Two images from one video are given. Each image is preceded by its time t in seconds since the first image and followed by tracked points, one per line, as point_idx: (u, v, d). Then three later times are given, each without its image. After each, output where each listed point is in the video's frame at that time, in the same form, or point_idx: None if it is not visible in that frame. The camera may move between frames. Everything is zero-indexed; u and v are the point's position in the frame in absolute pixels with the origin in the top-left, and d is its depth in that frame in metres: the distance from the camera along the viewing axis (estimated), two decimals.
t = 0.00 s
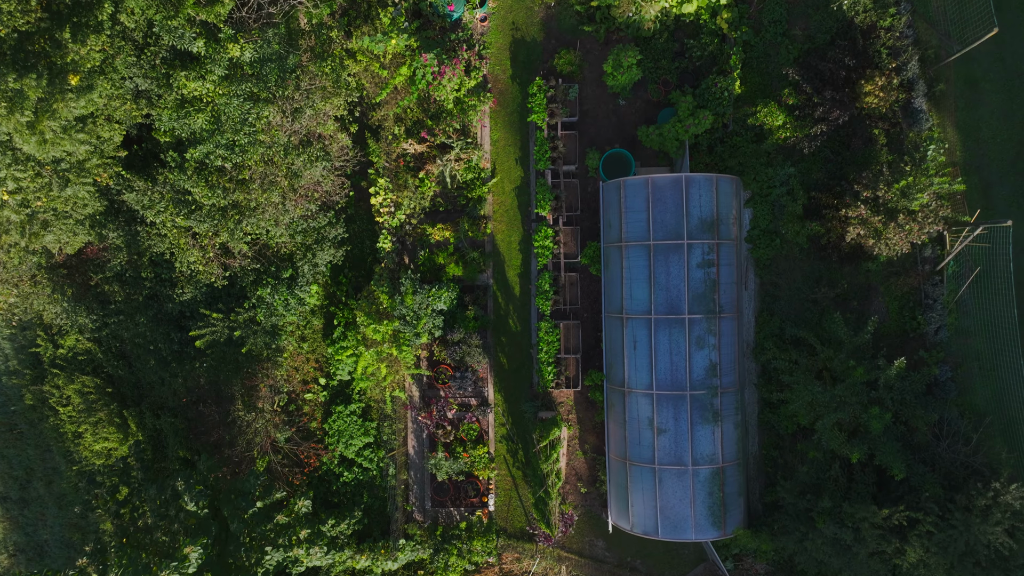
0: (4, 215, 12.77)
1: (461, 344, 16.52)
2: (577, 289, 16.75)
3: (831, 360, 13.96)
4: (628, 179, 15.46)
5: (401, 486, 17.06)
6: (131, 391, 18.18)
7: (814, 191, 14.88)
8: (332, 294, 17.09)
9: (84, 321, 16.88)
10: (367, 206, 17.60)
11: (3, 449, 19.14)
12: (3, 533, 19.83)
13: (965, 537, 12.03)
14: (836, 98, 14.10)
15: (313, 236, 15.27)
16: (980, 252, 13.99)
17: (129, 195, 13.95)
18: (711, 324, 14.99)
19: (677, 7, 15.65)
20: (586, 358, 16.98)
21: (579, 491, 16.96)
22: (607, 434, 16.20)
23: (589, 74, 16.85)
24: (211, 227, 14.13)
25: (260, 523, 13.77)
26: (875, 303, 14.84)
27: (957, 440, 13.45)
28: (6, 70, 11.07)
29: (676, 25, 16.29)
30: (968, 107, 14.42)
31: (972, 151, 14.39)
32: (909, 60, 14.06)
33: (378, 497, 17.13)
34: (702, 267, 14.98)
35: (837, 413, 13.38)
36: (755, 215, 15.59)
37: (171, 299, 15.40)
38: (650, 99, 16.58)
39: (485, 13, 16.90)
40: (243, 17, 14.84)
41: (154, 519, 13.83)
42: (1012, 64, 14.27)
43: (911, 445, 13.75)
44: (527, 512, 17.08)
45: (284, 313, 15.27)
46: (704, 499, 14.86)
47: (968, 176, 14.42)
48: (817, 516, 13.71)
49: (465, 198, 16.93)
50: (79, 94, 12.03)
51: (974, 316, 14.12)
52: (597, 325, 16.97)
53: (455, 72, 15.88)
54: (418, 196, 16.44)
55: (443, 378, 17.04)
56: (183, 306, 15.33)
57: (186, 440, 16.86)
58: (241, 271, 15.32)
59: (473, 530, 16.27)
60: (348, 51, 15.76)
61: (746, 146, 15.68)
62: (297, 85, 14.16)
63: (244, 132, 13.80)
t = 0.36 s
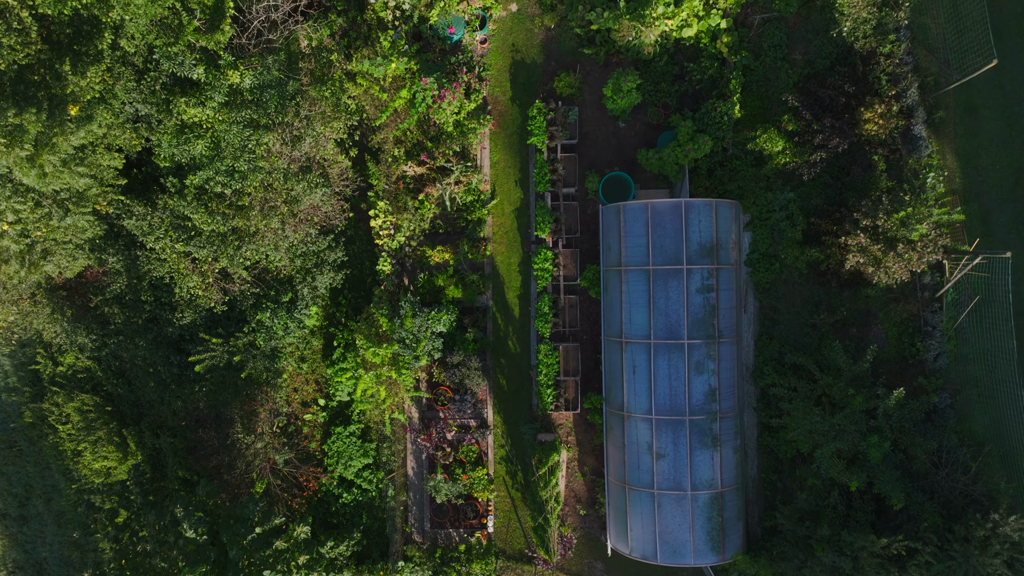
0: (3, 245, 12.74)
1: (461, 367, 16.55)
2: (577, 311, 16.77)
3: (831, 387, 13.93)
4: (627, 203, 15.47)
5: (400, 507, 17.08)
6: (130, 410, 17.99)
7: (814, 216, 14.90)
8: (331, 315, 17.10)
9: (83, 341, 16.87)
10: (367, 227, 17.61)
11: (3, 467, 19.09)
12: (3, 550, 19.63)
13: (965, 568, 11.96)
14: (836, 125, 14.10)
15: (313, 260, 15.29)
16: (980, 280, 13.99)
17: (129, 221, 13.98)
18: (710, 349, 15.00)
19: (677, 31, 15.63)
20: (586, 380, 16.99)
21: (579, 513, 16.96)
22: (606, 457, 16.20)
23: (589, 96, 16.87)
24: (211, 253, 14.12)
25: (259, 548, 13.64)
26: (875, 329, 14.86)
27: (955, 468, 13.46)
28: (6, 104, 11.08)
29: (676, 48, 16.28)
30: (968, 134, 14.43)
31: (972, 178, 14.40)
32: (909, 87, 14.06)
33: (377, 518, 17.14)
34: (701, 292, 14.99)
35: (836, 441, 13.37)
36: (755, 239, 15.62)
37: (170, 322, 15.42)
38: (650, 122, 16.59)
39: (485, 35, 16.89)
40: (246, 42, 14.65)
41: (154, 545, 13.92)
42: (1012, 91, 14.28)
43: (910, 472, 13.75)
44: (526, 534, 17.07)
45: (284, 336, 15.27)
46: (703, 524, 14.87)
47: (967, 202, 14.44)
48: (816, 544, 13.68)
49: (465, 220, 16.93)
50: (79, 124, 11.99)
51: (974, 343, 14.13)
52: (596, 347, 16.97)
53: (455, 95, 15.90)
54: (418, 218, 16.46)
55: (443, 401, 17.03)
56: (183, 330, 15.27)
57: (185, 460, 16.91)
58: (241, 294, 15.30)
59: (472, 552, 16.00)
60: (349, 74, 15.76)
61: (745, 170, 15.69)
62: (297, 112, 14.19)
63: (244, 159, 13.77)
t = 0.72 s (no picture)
0: (2, 276, 12.69)
1: (460, 390, 16.56)
2: (576, 334, 16.78)
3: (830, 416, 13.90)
4: (627, 228, 15.47)
5: (399, 529, 17.10)
6: (130, 428, 18.04)
7: (814, 242, 14.89)
8: (331, 336, 17.11)
9: (83, 361, 16.84)
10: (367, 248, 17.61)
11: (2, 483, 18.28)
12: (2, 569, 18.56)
13: None
14: (836, 153, 14.10)
15: (313, 283, 15.31)
16: (979, 307, 13.98)
17: (128, 247, 14.00)
18: (709, 375, 15.01)
19: (677, 56, 15.70)
20: (585, 402, 16.99)
21: (578, 535, 16.97)
22: (605, 481, 16.21)
23: (589, 118, 16.88)
24: (210, 278, 14.07)
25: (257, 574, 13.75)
26: (874, 355, 14.86)
27: (954, 497, 13.43)
28: (6, 139, 10.98)
29: (676, 71, 16.28)
30: (968, 161, 14.43)
31: (971, 205, 14.41)
32: (909, 114, 14.07)
33: (376, 539, 17.11)
34: (700, 317, 15.00)
35: (834, 471, 13.37)
36: (754, 263, 15.61)
37: (169, 346, 15.39)
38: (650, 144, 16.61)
39: (485, 57, 16.88)
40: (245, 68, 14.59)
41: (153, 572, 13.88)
42: (1012, 118, 14.28)
43: (909, 501, 13.74)
44: (525, 556, 17.01)
45: (283, 360, 15.29)
46: (701, 550, 14.88)
47: (967, 229, 14.44)
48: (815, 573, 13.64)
49: (465, 242, 16.94)
50: (78, 156, 12.10)
51: (973, 371, 14.11)
52: (595, 369, 16.96)
53: (455, 119, 15.88)
54: (418, 240, 16.45)
55: (442, 423, 17.01)
56: (182, 354, 15.27)
57: (185, 481, 16.88)
58: (241, 319, 15.29)
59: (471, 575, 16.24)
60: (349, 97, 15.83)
61: (745, 194, 15.69)
62: (297, 139, 14.23)
63: (244, 186, 13.73)
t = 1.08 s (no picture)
0: (3, 305, 12.79)
1: (458, 413, 16.53)
2: (575, 356, 16.80)
3: (829, 445, 13.96)
4: (626, 252, 15.47)
5: (398, 551, 17.22)
6: (130, 448, 17.94)
7: (813, 269, 14.92)
8: (331, 358, 17.11)
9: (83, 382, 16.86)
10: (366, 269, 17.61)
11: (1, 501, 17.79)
12: None
13: None
14: (835, 181, 14.12)
15: (312, 307, 15.37)
16: (978, 336, 13.99)
17: (129, 273, 14.04)
18: (709, 401, 15.01)
19: (677, 80, 15.66)
20: (584, 425, 16.98)
21: (576, 557, 16.98)
22: (605, 504, 16.21)
23: (589, 141, 16.89)
24: (209, 304, 14.09)
25: None
26: (873, 380, 14.87)
27: (954, 526, 13.42)
28: (7, 174, 11.03)
29: (676, 94, 16.28)
30: (968, 188, 14.43)
31: (970, 232, 14.41)
32: (908, 142, 14.09)
33: (376, 561, 16.98)
34: (700, 343, 15.00)
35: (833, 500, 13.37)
36: (754, 287, 15.62)
37: (169, 370, 15.38)
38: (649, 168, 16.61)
39: (485, 80, 16.91)
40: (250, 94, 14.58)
41: None
42: (1011, 146, 14.28)
43: (908, 528, 13.74)
44: None
45: (282, 384, 15.33)
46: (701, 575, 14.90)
47: (966, 257, 14.45)
48: None
49: (464, 264, 16.93)
50: (79, 187, 12.12)
51: (972, 398, 14.12)
52: (594, 392, 16.95)
53: (455, 143, 15.89)
54: (417, 262, 16.44)
55: (441, 445, 16.96)
56: (182, 378, 15.26)
57: (184, 502, 16.86)
58: (240, 343, 15.24)
59: None
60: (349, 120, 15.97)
61: (744, 218, 15.69)
62: (297, 166, 14.30)
63: (244, 213, 13.68)
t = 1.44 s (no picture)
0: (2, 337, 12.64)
1: (458, 436, 16.56)
2: (575, 379, 16.81)
3: (828, 473, 13.98)
4: (626, 278, 15.48)
5: (396, 572, 17.21)
6: (129, 466, 17.57)
7: (812, 296, 14.96)
8: (331, 379, 17.11)
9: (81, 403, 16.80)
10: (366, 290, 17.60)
11: None
12: None
13: None
14: (835, 210, 14.13)
15: (311, 332, 15.34)
16: (978, 365, 13.98)
17: (128, 299, 14.06)
18: (708, 426, 15.02)
19: (678, 105, 15.60)
20: (583, 448, 16.99)
21: None
22: (604, 528, 16.21)
23: (589, 164, 16.90)
24: (208, 331, 14.09)
25: None
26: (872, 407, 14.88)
27: (953, 555, 13.42)
28: (7, 210, 11.01)
29: (675, 118, 16.30)
30: (966, 216, 14.43)
31: (969, 260, 14.42)
32: (907, 169, 14.11)
33: None
34: (699, 369, 15.01)
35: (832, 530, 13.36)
36: (753, 312, 15.64)
37: (168, 394, 15.39)
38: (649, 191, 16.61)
39: (485, 102, 16.93)
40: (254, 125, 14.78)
41: None
42: (1010, 175, 14.30)
43: (906, 557, 13.74)
44: None
45: (281, 409, 15.24)
46: None
47: (965, 285, 14.45)
48: None
49: (464, 287, 16.94)
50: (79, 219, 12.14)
51: (971, 426, 14.12)
52: (594, 415, 16.96)
53: (455, 168, 15.91)
54: (417, 284, 16.47)
55: (440, 468, 16.99)
56: (182, 403, 15.31)
57: (182, 522, 16.95)
58: (240, 367, 15.25)
59: None
60: (349, 144, 15.91)
61: (744, 243, 15.69)
62: (297, 193, 14.31)
63: (244, 240, 13.63)
